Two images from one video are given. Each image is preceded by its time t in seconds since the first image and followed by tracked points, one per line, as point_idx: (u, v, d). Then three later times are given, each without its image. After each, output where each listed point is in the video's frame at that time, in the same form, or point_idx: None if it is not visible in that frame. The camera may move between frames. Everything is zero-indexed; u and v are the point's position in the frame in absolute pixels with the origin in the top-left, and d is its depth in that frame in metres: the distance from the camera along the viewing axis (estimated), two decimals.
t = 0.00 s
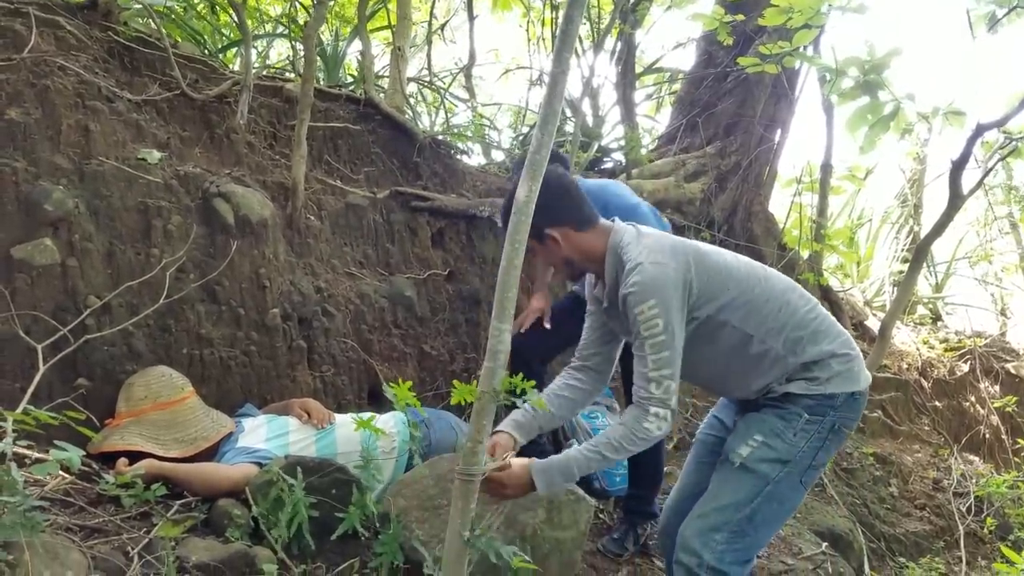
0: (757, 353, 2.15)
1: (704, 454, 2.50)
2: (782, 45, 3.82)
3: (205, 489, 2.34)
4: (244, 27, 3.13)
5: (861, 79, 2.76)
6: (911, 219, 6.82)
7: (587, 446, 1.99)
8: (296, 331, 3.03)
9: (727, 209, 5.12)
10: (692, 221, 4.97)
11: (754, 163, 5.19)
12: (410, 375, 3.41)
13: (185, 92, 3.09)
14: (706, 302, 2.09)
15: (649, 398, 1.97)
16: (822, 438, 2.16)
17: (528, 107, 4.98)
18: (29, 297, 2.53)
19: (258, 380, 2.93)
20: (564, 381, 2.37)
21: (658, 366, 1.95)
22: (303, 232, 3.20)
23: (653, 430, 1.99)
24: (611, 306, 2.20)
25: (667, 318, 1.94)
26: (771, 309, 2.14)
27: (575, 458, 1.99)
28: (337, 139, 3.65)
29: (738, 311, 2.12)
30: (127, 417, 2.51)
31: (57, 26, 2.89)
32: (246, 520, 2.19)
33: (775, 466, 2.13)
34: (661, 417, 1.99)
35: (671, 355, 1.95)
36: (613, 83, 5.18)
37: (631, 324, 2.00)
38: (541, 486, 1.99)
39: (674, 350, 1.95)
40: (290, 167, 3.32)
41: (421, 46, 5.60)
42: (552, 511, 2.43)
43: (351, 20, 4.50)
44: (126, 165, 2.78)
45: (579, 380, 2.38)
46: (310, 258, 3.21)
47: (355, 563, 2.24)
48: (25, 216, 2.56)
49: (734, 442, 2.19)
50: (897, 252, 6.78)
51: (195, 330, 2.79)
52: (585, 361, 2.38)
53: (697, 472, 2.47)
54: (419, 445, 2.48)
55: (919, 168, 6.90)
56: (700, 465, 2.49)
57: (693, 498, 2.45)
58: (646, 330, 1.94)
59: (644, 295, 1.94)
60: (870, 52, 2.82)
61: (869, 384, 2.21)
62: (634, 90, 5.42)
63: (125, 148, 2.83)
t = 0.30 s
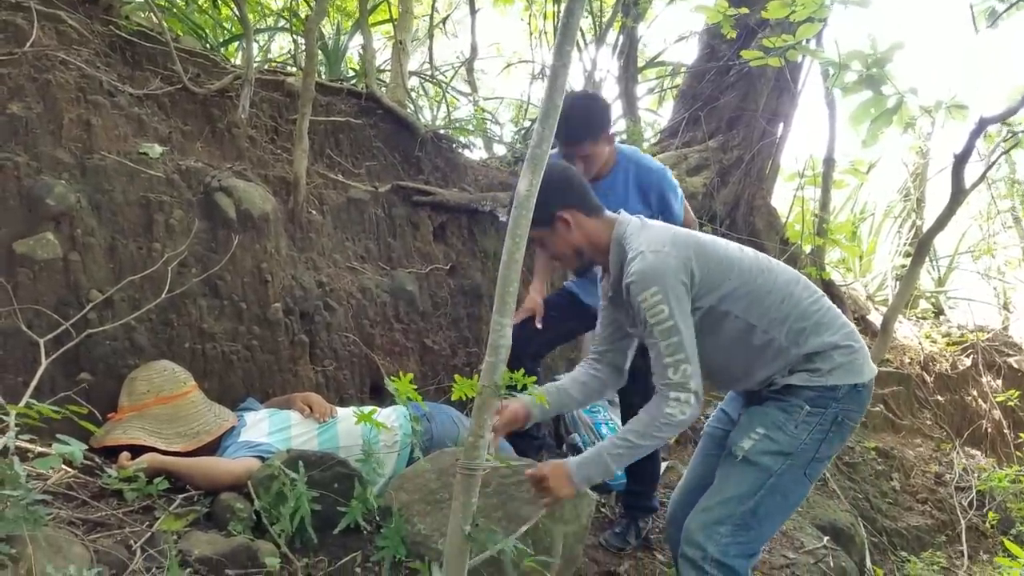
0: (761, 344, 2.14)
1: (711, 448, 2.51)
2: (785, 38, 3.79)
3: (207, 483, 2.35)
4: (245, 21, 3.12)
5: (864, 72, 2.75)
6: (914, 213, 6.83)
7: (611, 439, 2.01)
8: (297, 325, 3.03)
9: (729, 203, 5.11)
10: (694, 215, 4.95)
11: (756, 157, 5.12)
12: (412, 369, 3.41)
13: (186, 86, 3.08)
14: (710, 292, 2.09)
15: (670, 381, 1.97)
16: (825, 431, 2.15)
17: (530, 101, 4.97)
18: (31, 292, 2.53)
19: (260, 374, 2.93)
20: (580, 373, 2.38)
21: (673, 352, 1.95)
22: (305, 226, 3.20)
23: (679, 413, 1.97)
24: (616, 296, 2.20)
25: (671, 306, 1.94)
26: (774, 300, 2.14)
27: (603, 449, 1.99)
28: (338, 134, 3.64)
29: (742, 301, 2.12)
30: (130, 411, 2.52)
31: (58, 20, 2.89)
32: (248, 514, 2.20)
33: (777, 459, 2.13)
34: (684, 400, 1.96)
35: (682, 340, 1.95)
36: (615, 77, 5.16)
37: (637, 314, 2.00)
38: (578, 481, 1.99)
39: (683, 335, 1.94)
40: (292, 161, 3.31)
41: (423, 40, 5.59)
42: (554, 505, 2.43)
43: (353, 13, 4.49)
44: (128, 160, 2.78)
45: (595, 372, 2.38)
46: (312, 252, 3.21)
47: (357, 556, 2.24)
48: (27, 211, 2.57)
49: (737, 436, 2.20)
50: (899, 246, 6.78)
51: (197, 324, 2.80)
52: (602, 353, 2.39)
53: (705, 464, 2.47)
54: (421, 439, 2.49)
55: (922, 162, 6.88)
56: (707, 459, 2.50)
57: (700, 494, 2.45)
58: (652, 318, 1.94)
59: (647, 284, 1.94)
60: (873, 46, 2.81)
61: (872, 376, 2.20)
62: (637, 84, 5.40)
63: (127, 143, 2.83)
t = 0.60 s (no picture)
0: (762, 332, 2.13)
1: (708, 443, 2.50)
2: (788, 35, 3.76)
3: (210, 478, 2.36)
4: (248, 17, 3.12)
5: (868, 68, 2.74)
6: (916, 209, 6.78)
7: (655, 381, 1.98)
8: (300, 321, 3.04)
9: (733, 199, 5.10)
10: (697, 211, 4.95)
11: (759, 152, 5.13)
12: (414, 365, 3.41)
13: (189, 82, 3.08)
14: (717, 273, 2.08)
15: (715, 336, 1.91)
16: (821, 425, 2.13)
17: (533, 97, 4.97)
18: (34, 287, 2.54)
19: (262, 370, 2.94)
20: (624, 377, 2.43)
21: (705, 310, 1.91)
22: (307, 222, 3.20)
23: (728, 362, 1.90)
24: (621, 280, 2.20)
25: (688, 271, 1.93)
26: (773, 289, 2.13)
27: (645, 393, 1.97)
28: (341, 129, 3.64)
29: (744, 288, 2.11)
30: (133, 407, 2.53)
31: (61, 15, 2.89)
32: (251, 509, 2.21)
33: (773, 453, 2.11)
34: (732, 349, 1.91)
35: (708, 302, 1.92)
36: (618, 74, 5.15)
37: (651, 286, 1.98)
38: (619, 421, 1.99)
39: (707, 298, 1.92)
40: (294, 157, 3.31)
41: (425, 36, 5.57)
42: (556, 501, 2.44)
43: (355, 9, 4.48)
44: (131, 155, 2.79)
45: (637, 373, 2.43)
46: (314, 248, 3.20)
47: (360, 552, 2.25)
48: (31, 206, 2.57)
49: (733, 431, 2.18)
50: (902, 242, 6.78)
51: (200, 320, 2.80)
52: (638, 355, 2.43)
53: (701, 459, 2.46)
54: (423, 434, 2.49)
55: (925, 158, 6.86)
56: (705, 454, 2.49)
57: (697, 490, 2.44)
58: (671, 284, 1.92)
59: (661, 252, 1.94)
60: (875, 41, 2.79)
61: (867, 373, 2.18)
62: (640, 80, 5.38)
63: (129, 138, 2.83)
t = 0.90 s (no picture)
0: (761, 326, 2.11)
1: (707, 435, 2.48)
2: (789, 31, 3.74)
3: (211, 475, 2.36)
4: (249, 14, 3.11)
5: (870, 65, 2.73)
6: (918, 206, 6.68)
7: (681, 368, 1.85)
8: (301, 318, 3.04)
9: (734, 195, 5.10)
10: (698, 208, 4.93)
11: (761, 150, 5.13)
12: (416, 362, 3.41)
13: (190, 78, 3.08)
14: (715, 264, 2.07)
15: (721, 299, 1.84)
16: (824, 419, 2.11)
17: (534, 93, 4.96)
18: (36, 284, 2.54)
19: (264, 366, 2.94)
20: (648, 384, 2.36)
21: (710, 276, 1.86)
22: (309, 219, 3.20)
23: (743, 322, 1.80)
24: (621, 277, 2.18)
25: (688, 246, 1.91)
26: (771, 283, 2.12)
27: (677, 387, 1.83)
28: (342, 126, 3.63)
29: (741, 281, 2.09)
30: (134, 403, 2.53)
31: (62, 12, 2.88)
32: (252, 506, 2.21)
33: (777, 449, 2.10)
34: (746, 309, 1.81)
35: (710, 269, 1.87)
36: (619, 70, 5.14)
37: (651, 268, 1.96)
38: (665, 428, 1.84)
39: (709, 266, 1.87)
40: (296, 154, 3.31)
41: (426, 32, 5.56)
42: (557, 497, 2.43)
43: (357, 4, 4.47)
44: (132, 152, 2.79)
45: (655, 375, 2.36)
46: (316, 245, 3.20)
47: (361, 548, 2.25)
48: (32, 203, 2.57)
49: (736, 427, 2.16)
50: (904, 239, 6.76)
51: (201, 316, 2.80)
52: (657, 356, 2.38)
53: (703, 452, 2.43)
54: (424, 430, 2.49)
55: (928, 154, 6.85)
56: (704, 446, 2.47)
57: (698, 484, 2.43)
58: (671, 259, 1.91)
59: (659, 232, 1.94)
60: (877, 37, 2.78)
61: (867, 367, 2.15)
62: (641, 76, 5.37)
63: (131, 135, 2.84)
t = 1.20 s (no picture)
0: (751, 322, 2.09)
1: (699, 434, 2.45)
2: (791, 29, 3.73)
3: (212, 473, 2.37)
4: (250, 12, 3.12)
5: (871, 63, 2.73)
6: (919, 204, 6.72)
7: (685, 370, 1.84)
8: (302, 316, 3.04)
9: (735, 194, 5.10)
10: (699, 206, 4.93)
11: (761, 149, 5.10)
12: (417, 360, 3.41)
13: (191, 77, 3.08)
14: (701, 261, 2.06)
15: (713, 289, 1.84)
16: (815, 417, 2.09)
17: (536, 91, 4.96)
18: (37, 282, 2.55)
19: (265, 365, 2.94)
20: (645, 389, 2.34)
21: (699, 268, 1.86)
22: (310, 217, 3.20)
23: (737, 311, 1.80)
24: (608, 281, 2.17)
25: (674, 241, 1.92)
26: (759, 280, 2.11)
27: (684, 392, 1.82)
28: (343, 125, 3.64)
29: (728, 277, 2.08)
30: (136, 402, 2.54)
31: (64, 11, 2.88)
32: (253, 504, 2.22)
33: (766, 449, 2.07)
34: (738, 300, 1.81)
35: (698, 262, 1.88)
36: (621, 68, 5.13)
37: (638, 266, 1.96)
38: (680, 435, 1.82)
39: (696, 260, 1.88)
40: (297, 152, 3.31)
41: (427, 30, 5.56)
42: (557, 496, 2.44)
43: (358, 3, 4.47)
44: (133, 151, 2.79)
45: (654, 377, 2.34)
46: (317, 244, 3.21)
47: (362, 546, 2.24)
48: (33, 202, 2.58)
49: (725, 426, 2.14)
50: (905, 237, 6.76)
51: (203, 315, 2.81)
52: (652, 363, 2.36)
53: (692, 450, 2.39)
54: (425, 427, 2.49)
55: (929, 153, 6.84)
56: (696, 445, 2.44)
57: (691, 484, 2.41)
58: (658, 254, 1.90)
59: (642, 230, 1.95)
60: (879, 35, 2.78)
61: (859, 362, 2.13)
62: (643, 74, 5.36)
63: (132, 134, 2.84)
